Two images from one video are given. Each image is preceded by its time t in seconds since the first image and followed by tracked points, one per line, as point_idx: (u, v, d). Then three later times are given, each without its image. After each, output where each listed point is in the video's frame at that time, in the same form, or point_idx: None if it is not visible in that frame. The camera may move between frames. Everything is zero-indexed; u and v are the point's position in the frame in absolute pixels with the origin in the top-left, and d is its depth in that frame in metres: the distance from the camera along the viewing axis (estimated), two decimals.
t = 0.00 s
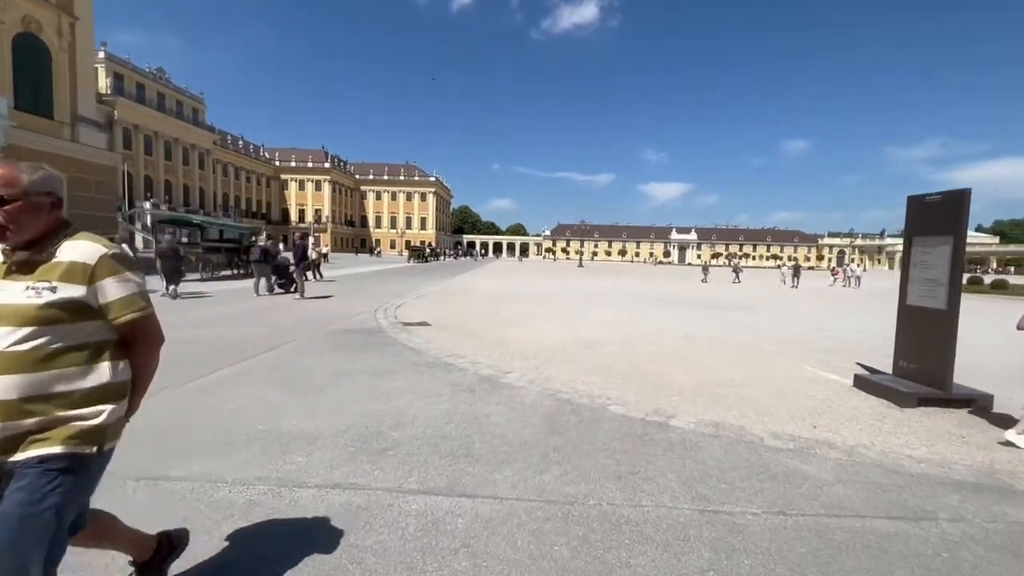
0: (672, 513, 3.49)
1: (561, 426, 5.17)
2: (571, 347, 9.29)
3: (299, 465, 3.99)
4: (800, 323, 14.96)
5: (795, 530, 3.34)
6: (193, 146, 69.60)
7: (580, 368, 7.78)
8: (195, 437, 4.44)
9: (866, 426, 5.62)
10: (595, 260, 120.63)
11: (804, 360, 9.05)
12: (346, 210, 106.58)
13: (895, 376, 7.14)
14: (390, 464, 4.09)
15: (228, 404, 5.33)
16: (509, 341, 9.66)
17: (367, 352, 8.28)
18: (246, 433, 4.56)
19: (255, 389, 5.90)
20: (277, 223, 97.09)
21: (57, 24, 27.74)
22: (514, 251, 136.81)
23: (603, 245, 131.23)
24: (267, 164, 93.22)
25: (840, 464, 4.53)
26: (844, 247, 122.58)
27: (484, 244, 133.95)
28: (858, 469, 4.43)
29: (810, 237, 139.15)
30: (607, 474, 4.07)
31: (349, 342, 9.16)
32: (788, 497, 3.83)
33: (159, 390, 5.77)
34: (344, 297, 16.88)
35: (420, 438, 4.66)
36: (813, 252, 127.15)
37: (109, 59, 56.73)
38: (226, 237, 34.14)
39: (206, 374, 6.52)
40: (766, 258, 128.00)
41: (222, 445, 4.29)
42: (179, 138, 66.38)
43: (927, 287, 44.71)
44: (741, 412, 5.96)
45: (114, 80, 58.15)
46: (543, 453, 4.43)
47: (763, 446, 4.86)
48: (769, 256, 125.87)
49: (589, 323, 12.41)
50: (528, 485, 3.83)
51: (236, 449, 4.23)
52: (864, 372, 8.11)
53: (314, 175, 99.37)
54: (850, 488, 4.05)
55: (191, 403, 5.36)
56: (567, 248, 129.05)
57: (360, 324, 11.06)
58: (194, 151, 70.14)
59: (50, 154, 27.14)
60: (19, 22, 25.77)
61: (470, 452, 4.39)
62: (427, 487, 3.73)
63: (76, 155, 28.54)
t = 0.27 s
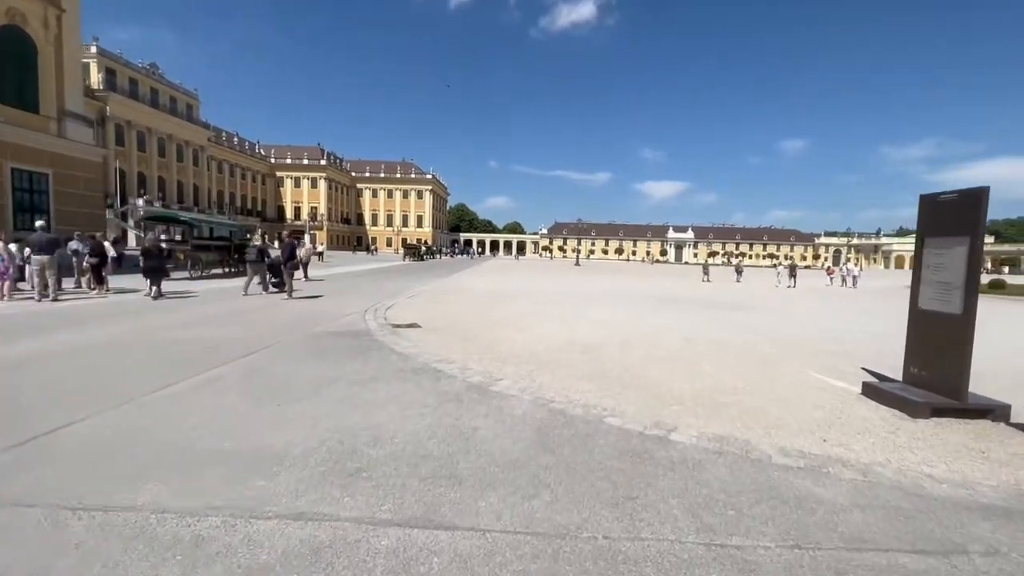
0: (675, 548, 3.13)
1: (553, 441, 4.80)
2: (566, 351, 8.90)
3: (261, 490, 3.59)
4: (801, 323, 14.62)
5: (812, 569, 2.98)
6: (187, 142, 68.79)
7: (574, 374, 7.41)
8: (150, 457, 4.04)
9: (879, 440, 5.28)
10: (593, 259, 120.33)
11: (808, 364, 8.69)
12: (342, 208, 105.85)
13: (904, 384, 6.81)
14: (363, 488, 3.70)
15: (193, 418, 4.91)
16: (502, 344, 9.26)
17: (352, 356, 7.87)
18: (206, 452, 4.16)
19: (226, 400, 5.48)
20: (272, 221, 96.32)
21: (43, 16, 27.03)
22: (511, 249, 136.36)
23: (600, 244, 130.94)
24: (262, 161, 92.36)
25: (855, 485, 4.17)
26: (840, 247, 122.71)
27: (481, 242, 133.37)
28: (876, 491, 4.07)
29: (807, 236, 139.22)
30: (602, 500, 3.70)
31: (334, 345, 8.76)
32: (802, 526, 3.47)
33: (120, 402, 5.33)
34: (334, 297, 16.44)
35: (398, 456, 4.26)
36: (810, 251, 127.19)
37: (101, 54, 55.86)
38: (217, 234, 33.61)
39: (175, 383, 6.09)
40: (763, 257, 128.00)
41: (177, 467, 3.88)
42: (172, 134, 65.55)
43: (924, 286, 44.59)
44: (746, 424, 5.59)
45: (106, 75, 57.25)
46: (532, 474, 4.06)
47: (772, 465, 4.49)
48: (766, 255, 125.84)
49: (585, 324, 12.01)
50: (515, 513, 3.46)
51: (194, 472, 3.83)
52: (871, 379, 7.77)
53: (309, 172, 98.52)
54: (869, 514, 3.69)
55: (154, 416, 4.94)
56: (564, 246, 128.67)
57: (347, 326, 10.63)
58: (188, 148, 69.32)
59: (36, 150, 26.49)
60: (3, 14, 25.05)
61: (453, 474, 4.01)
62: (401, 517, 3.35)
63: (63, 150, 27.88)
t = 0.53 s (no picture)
0: None
1: (546, 455, 4.41)
2: (562, 354, 8.51)
3: (216, 517, 3.19)
4: (802, 324, 14.30)
5: None
6: (183, 140, 68.14)
7: (570, 379, 7.03)
8: (97, 476, 3.63)
9: (896, 452, 4.91)
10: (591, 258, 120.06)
11: (813, 368, 8.34)
12: (340, 206, 105.27)
13: (917, 391, 6.45)
14: (332, 514, 3.31)
15: (154, 431, 4.49)
16: (494, 347, 8.87)
17: (336, 360, 7.46)
18: (161, 471, 3.74)
19: (194, 411, 5.04)
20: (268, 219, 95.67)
21: (31, 10, 26.17)
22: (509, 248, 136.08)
23: (598, 243, 130.71)
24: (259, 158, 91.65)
25: (877, 506, 3.80)
26: (838, 246, 122.66)
27: (478, 241, 132.95)
28: (900, 514, 3.70)
29: (805, 236, 139.20)
30: (599, 526, 3.31)
31: (318, 347, 8.35)
32: (824, 557, 3.10)
33: (79, 412, 4.90)
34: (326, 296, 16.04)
35: (375, 474, 3.87)
36: (808, 251, 127.11)
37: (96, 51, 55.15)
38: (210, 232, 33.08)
39: (142, 390, 5.66)
40: (761, 257, 127.88)
41: (124, 490, 3.47)
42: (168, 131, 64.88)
43: (921, 286, 44.54)
44: (753, 436, 5.20)
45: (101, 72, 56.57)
46: (521, 496, 3.66)
47: (784, 484, 4.11)
48: (764, 255, 125.71)
49: (582, 325, 11.63)
50: (501, 544, 3.07)
51: (144, 496, 3.42)
52: (880, 385, 7.42)
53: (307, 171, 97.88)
54: (895, 542, 3.32)
55: (109, 429, 4.51)
56: (562, 245, 128.32)
57: (334, 327, 10.20)
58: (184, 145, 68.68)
59: (24, 145, 25.47)
60: None
61: (433, 496, 3.62)
62: (372, 549, 2.96)
63: (52, 147, 26.89)
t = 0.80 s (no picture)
0: None
1: (541, 477, 4.03)
2: (561, 360, 8.13)
3: (163, 555, 2.82)
4: (807, 326, 13.94)
5: None
6: (181, 139, 67.73)
7: (569, 388, 6.64)
8: (35, 505, 3.24)
9: (922, 473, 4.53)
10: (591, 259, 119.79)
11: (823, 375, 7.96)
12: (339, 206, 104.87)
13: (936, 403, 6.07)
14: (297, 551, 2.93)
15: (111, 450, 4.09)
16: (489, 353, 8.49)
17: (321, 367, 7.07)
18: (109, 499, 3.35)
19: (159, 426, 4.64)
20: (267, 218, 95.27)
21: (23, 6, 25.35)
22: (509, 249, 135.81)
23: (599, 244, 130.40)
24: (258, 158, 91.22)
25: (909, 539, 3.42)
26: (839, 248, 122.39)
27: (478, 241, 132.61)
28: (936, 549, 3.31)
29: (806, 237, 138.89)
30: (598, 565, 2.94)
31: (305, 352, 7.96)
32: None
33: (33, 427, 4.49)
34: (319, 298, 15.65)
35: (350, 502, 3.48)
36: (809, 252, 126.80)
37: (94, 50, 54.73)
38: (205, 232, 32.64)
39: (108, 401, 5.26)
40: (761, 258, 127.56)
41: (62, 522, 3.07)
42: (166, 131, 64.46)
43: (922, 287, 44.35)
44: (764, 453, 4.82)
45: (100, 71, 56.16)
46: (511, 527, 3.28)
47: (802, 510, 3.73)
48: (765, 256, 125.38)
49: (581, 329, 11.25)
50: None
51: (86, 529, 3.04)
52: (894, 395, 7.05)
53: (306, 171, 97.49)
54: None
55: (62, 447, 4.11)
56: (562, 246, 127.94)
57: (324, 330, 9.81)
58: (183, 145, 68.30)
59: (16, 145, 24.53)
60: None
61: (413, 527, 3.24)
62: None
63: (44, 146, 25.96)
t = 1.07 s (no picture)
0: None
1: (543, 504, 3.69)
2: (565, 369, 7.78)
3: None
4: (818, 332, 13.53)
5: None
6: (186, 141, 67.84)
7: (573, 399, 6.29)
8: None
9: (958, 497, 4.16)
10: (595, 261, 119.29)
11: (840, 385, 7.58)
12: (343, 208, 104.93)
13: (966, 418, 5.69)
14: None
15: (77, 473, 3.76)
16: (490, 360, 8.15)
17: (314, 376, 6.75)
18: (64, 534, 3.02)
19: (133, 443, 4.31)
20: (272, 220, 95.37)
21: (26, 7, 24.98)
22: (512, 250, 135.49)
23: (603, 246, 129.88)
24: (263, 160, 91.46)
25: None
26: (845, 249, 121.52)
27: (482, 243, 132.33)
28: None
29: (811, 239, 138.07)
30: None
31: (299, 360, 7.66)
32: None
33: None
34: (319, 301, 15.34)
35: (332, 534, 3.16)
36: (814, 254, 126.00)
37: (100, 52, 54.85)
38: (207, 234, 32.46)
39: (83, 414, 4.94)
40: (766, 259, 126.81)
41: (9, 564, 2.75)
42: (171, 133, 64.55)
43: (930, 290, 43.75)
44: (785, 474, 4.46)
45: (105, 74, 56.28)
46: (509, 565, 2.94)
47: (833, 545, 3.36)
48: (770, 258, 124.68)
49: (586, 335, 10.89)
50: None
51: (35, 569, 2.72)
52: (916, 407, 6.67)
53: (310, 172, 97.50)
54: None
55: (25, 469, 3.78)
56: (566, 248, 127.63)
57: (320, 336, 9.49)
58: (188, 147, 68.47)
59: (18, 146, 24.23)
60: None
61: (399, 566, 2.89)
62: None
63: (45, 147, 25.64)
